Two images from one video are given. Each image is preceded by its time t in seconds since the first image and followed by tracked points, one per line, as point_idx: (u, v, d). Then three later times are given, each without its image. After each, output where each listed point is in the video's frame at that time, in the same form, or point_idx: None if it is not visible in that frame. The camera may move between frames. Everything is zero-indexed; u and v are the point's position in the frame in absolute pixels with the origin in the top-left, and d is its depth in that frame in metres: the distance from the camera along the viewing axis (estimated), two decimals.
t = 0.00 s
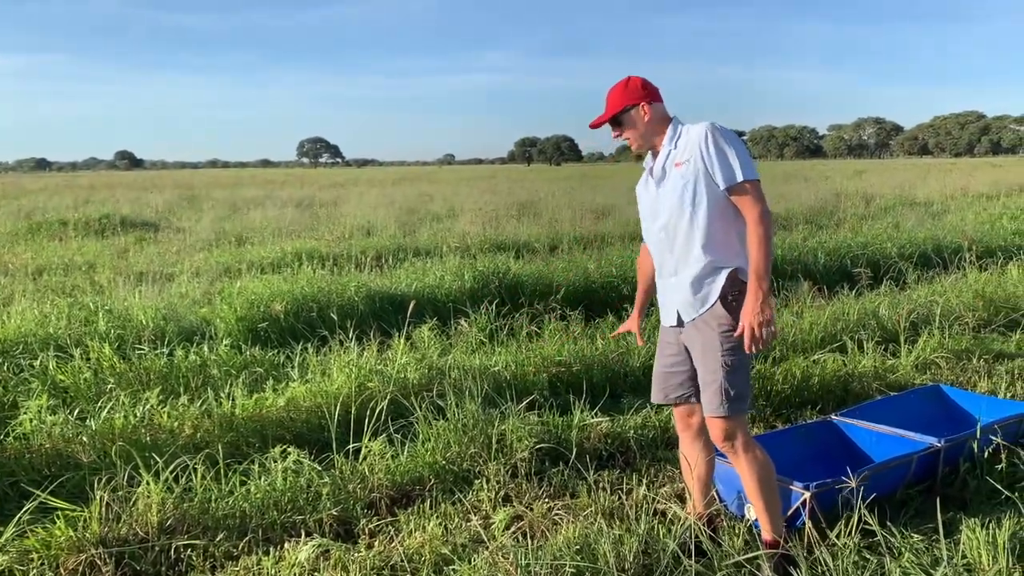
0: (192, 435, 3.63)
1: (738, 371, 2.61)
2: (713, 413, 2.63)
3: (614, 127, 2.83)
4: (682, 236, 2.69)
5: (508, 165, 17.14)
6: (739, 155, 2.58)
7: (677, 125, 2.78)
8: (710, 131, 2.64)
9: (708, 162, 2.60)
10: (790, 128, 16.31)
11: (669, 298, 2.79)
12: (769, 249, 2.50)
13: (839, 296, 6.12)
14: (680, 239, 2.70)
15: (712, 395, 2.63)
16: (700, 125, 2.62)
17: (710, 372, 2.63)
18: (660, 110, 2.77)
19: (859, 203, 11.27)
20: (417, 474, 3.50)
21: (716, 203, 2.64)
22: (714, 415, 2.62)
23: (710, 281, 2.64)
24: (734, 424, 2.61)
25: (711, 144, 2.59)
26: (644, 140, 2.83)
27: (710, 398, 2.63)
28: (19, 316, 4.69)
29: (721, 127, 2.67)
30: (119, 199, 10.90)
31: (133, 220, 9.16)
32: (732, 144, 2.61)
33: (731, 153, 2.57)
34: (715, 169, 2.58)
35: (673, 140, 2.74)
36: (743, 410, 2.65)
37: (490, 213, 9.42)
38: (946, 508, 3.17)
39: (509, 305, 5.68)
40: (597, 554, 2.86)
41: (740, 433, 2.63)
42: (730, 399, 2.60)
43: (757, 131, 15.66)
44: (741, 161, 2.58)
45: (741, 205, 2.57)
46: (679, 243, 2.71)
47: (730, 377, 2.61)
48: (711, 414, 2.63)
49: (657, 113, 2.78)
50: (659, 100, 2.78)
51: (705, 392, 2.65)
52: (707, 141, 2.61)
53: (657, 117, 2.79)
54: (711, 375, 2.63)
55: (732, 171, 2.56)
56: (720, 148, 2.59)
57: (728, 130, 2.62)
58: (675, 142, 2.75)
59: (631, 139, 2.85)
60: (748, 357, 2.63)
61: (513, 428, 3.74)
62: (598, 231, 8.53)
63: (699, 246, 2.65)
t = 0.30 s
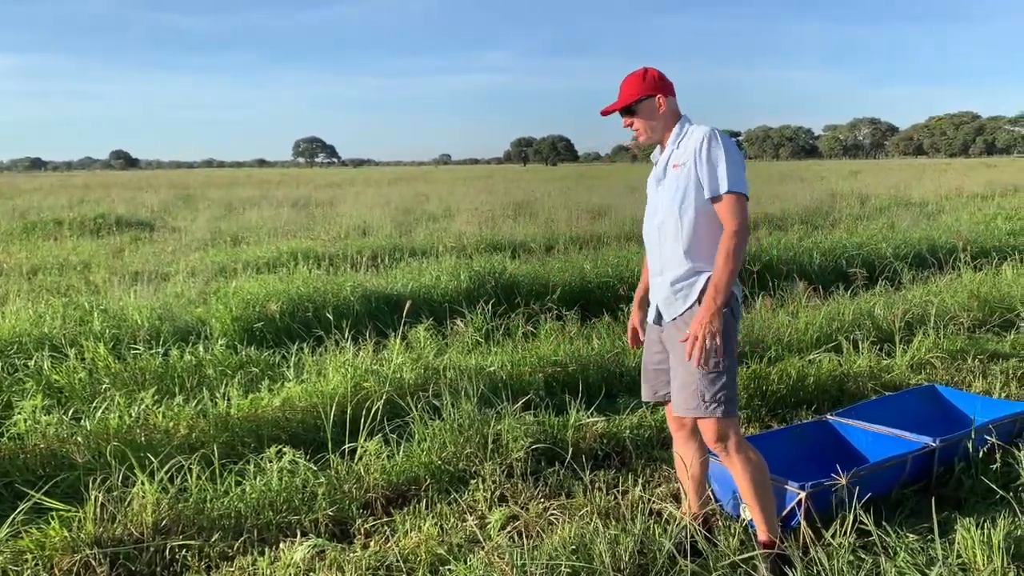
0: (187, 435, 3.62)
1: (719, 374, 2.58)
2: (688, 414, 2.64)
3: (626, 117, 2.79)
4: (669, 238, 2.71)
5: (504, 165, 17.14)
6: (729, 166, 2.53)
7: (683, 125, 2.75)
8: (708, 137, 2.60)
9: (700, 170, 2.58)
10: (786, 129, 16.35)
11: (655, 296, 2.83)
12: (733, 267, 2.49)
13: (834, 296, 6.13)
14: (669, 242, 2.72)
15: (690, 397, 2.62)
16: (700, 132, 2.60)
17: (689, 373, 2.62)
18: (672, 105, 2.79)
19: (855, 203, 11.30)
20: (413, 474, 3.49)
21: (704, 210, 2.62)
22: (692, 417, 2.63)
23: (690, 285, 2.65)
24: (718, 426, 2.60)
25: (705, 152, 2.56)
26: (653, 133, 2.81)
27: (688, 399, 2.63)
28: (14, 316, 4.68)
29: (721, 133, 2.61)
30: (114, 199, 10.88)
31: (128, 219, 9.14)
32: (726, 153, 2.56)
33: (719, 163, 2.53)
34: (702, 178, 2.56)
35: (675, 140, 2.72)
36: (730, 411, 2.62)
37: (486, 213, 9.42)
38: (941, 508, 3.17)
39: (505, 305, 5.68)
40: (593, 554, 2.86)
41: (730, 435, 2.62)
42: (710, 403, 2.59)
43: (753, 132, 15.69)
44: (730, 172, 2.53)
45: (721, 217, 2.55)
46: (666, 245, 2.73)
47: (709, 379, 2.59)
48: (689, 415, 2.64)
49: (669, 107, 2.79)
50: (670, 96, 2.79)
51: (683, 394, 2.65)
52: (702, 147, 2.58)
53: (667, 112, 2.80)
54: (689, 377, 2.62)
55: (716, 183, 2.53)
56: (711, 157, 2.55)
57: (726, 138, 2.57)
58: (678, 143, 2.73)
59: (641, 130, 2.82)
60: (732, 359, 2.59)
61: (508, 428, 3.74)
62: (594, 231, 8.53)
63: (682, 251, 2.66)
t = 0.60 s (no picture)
0: (181, 433, 3.60)
1: (710, 374, 2.59)
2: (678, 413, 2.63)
3: (644, 108, 2.72)
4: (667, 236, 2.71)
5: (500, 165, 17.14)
6: (733, 172, 2.52)
7: (694, 128, 2.74)
8: (718, 141, 2.59)
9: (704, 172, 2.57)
10: (780, 129, 16.40)
11: (646, 292, 2.83)
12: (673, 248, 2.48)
13: (829, 295, 6.14)
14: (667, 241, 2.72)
15: (681, 397, 2.62)
16: (708, 136, 2.59)
17: (680, 372, 2.63)
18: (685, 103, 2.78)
19: (850, 203, 11.32)
20: (408, 472, 3.49)
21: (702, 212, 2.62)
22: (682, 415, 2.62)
23: (680, 284, 2.65)
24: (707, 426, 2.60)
25: (711, 156, 2.56)
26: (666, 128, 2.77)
27: (680, 398, 2.63)
28: (7, 314, 4.66)
29: (731, 139, 2.60)
30: (109, 198, 10.86)
31: (122, 218, 9.12)
32: (732, 160, 2.55)
33: (723, 168, 2.52)
34: (705, 181, 2.55)
35: (685, 141, 2.71)
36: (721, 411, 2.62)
37: (481, 212, 9.42)
38: (935, 506, 3.18)
39: (500, 304, 5.68)
40: (587, 552, 2.86)
41: (721, 436, 2.62)
42: (700, 402, 2.58)
43: (749, 132, 15.72)
44: (733, 178, 2.52)
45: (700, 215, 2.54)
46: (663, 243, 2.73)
47: (701, 379, 2.59)
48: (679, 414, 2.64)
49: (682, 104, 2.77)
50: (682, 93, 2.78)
51: (674, 393, 2.64)
52: (710, 151, 2.57)
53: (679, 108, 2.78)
54: (681, 376, 2.63)
55: (717, 187, 2.51)
56: (716, 160, 2.54)
57: (734, 144, 2.56)
58: (686, 143, 2.72)
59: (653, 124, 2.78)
60: (722, 360, 2.61)
61: (503, 427, 3.74)
62: (590, 230, 8.54)
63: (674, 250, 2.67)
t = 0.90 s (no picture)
0: (174, 431, 3.59)
1: (708, 373, 2.59)
2: (677, 411, 2.63)
3: (665, 93, 2.69)
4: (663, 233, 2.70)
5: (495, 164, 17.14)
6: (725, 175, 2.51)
7: (690, 126, 2.73)
8: (712, 142, 2.58)
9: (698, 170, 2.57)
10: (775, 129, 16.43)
11: (642, 289, 2.82)
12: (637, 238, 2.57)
13: (823, 293, 6.15)
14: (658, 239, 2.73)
15: (680, 395, 2.61)
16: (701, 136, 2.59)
17: (679, 370, 2.62)
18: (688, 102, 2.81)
19: (845, 202, 11.36)
20: (402, 471, 3.48)
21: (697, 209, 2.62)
22: (679, 414, 2.62)
23: (677, 282, 2.64)
24: (704, 425, 2.59)
25: (706, 154, 2.55)
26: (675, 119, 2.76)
27: (678, 397, 2.62)
28: None
29: (727, 141, 2.59)
30: (103, 196, 10.83)
31: (116, 216, 9.10)
32: (723, 163, 2.55)
33: (715, 171, 2.52)
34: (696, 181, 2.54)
35: (680, 139, 2.70)
36: (718, 410, 2.62)
37: (476, 211, 9.42)
38: (927, 505, 3.18)
39: (495, 302, 5.68)
40: (582, 551, 2.85)
41: (717, 435, 2.62)
42: (698, 401, 2.58)
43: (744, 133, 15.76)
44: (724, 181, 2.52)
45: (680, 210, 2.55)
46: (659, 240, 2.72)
47: (699, 378, 2.58)
48: (678, 412, 2.63)
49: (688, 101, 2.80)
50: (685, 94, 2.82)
51: (672, 392, 2.64)
52: (705, 150, 2.56)
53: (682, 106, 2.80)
54: (680, 374, 2.62)
55: (706, 189, 2.51)
56: (710, 159, 2.54)
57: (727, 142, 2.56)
58: (680, 141, 2.71)
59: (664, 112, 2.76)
60: (719, 358, 2.60)
61: (498, 425, 3.74)
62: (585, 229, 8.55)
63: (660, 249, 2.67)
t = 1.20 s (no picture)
0: (169, 431, 3.58)
1: (708, 371, 2.59)
2: (678, 411, 2.62)
3: (667, 85, 2.67)
4: (664, 233, 2.69)
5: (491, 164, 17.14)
6: (729, 172, 2.52)
7: (686, 124, 2.73)
8: (711, 140, 2.59)
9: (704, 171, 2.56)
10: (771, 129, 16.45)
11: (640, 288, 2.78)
12: (670, 260, 2.50)
13: (818, 292, 6.16)
14: (659, 239, 2.71)
15: (680, 394, 2.61)
16: (703, 134, 2.59)
17: (679, 369, 2.61)
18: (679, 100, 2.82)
19: (840, 201, 11.38)
20: (398, 471, 3.48)
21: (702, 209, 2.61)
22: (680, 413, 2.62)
23: (679, 279, 2.61)
24: (704, 424, 2.59)
25: (710, 154, 2.55)
26: (671, 114, 2.74)
27: (678, 396, 2.62)
28: None
29: (724, 137, 2.59)
30: (97, 196, 10.80)
31: (111, 216, 9.08)
32: (727, 162, 2.55)
33: (720, 168, 2.51)
34: (701, 180, 2.54)
35: (676, 137, 2.69)
36: (716, 409, 2.62)
37: (472, 210, 9.41)
38: (922, 503, 3.18)
39: (490, 301, 5.68)
40: (578, 550, 2.85)
41: (716, 434, 2.62)
42: (698, 399, 2.58)
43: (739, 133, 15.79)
44: (730, 179, 2.52)
45: (698, 217, 2.54)
46: (661, 240, 2.70)
47: (699, 376, 2.59)
48: (678, 412, 2.62)
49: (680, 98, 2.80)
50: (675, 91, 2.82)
51: (672, 391, 2.63)
52: (707, 150, 2.56)
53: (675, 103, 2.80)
54: (679, 373, 2.61)
55: (712, 186, 2.51)
56: (716, 159, 2.54)
57: (728, 140, 2.56)
58: (677, 140, 2.70)
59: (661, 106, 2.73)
60: (718, 356, 2.60)
61: (493, 425, 3.74)
62: (581, 228, 8.55)
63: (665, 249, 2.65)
